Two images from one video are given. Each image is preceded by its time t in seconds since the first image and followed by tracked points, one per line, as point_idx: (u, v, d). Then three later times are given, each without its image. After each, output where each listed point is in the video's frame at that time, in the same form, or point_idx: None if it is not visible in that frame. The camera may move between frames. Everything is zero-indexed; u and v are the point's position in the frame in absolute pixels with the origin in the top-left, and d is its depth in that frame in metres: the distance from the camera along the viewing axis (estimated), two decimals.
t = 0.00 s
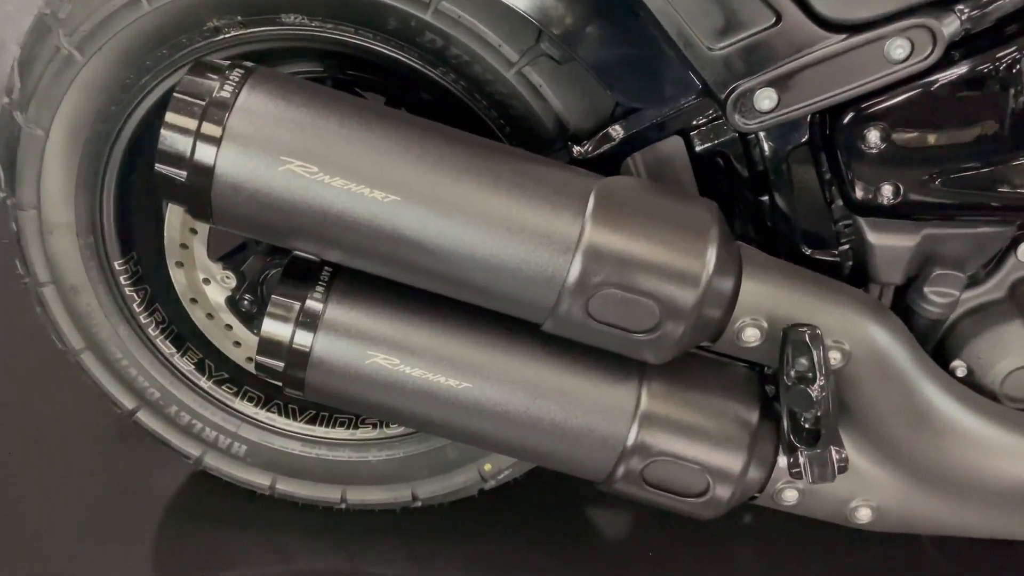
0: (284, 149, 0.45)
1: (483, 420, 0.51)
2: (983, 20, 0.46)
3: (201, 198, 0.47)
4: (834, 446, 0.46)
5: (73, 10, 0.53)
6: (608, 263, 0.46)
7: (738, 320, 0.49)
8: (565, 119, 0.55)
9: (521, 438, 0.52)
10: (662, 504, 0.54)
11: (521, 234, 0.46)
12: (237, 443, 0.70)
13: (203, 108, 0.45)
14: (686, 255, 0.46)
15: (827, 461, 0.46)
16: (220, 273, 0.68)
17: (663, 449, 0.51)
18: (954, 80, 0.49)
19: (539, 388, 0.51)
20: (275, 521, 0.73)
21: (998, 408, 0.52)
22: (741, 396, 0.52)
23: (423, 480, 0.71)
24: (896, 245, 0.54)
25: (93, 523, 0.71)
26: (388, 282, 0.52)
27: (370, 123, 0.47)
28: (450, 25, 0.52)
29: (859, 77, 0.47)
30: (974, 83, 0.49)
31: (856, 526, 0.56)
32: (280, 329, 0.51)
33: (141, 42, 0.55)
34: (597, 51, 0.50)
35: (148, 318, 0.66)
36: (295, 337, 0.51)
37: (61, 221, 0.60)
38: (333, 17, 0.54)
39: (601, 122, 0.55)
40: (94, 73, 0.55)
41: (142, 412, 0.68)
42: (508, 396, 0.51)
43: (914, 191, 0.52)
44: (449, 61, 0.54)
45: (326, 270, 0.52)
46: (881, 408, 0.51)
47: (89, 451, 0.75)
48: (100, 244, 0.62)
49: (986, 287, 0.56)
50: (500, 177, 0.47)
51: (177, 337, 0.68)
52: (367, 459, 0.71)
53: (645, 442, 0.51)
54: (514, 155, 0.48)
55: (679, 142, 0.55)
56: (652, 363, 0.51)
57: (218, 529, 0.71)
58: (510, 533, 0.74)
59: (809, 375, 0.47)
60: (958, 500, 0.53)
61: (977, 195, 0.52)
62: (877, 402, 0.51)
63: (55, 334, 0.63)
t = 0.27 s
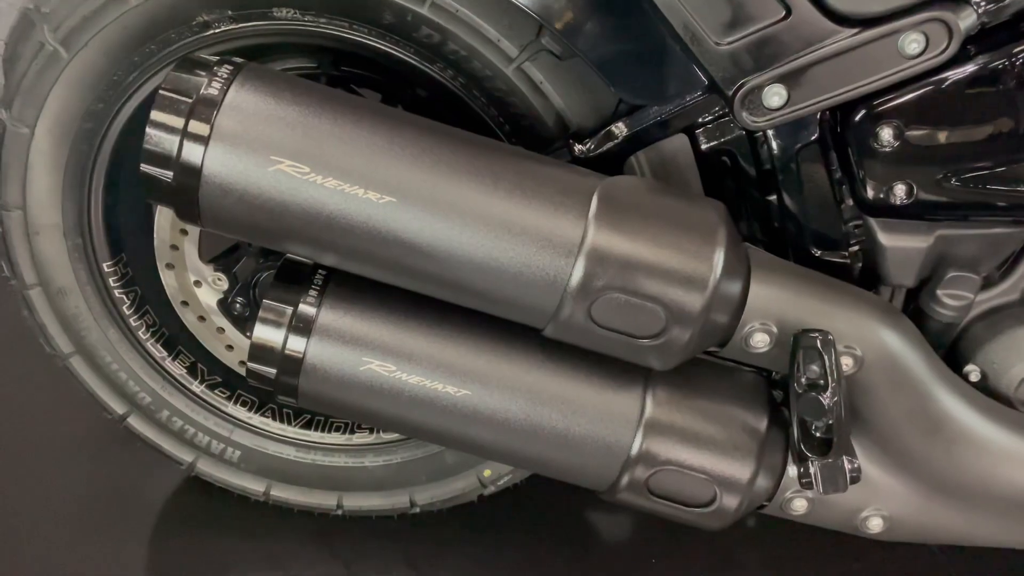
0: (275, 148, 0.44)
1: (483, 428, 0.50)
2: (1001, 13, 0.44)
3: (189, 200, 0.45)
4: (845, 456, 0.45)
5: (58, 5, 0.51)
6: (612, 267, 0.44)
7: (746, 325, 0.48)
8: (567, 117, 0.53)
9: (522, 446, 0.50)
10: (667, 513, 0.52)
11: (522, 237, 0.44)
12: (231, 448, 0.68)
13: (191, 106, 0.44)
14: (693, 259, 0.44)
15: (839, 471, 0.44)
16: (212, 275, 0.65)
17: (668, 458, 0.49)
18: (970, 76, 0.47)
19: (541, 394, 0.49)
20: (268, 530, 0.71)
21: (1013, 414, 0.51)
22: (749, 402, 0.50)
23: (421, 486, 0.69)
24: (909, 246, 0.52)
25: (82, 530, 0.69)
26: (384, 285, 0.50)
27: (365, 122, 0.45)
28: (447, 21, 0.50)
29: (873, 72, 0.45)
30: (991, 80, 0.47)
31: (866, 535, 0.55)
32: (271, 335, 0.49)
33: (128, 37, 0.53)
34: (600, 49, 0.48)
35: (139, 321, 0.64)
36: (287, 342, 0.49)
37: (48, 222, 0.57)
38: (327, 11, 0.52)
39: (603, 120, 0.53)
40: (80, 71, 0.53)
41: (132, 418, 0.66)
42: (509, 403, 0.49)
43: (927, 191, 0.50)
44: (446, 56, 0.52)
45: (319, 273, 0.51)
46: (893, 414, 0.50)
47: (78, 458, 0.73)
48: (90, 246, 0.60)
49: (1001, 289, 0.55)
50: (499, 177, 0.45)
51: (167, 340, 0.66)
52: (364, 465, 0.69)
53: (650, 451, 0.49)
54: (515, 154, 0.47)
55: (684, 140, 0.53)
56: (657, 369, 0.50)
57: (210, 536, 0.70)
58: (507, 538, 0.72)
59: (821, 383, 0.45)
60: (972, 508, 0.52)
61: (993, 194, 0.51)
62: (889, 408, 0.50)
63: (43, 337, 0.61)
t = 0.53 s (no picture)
0: (269, 148, 0.42)
1: (483, 433, 0.49)
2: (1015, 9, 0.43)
3: (182, 201, 0.44)
4: (854, 461, 0.44)
5: None
6: (615, 269, 0.43)
7: (752, 329, 0.47)
8: (567, 115, 0.52)
9: (523, 452, 0.49)
10: (671, 519, 0.51)
11: (523, 238, 0.43)
12: (227, 451, 0.67)
13: (183, 105, 0.43)
14: (698, 261, 0.43)
15: (847, 477, 0.43)
16: (208, 276, 0.63)
17: (672, 463, 0.48)
18: (981, 73, 0.46)
19: (542, 399, 0.48)
20: (265, 534, 0.69)
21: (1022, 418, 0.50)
22: (754, 407, 0.49)
23: (421, 489, 0.68)
24: (917, 247, 0.51)
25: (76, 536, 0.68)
26: (382, 288, 0.49)
27: (362, 122, 0.44)
28: (445, 16, 0.49)
29: (883, 69, 0.44)
30: (1003, 77, 0.46)
31: (873, 541, 0.54)
32: (267, 339, 0.48)
33: (120, 34, 0.52)
34: (603, 44, 0.47)
35: (134, 323, 0.63)
36: (283, 346, 0.48)
37: (40, 222, 0.56)
38: (322, 7, 0.51)
39: (605, 118, 0.52)
40: (71, 68, 0.52)
41: (127, 421, 0.64)
42: (510, 408, 0.48)
43: (936, 191, 0.49)
44: (444, 53, 0.51)
45: (316, 276, 0.50)
46: (902, 420, 0.49)
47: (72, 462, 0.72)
48: (83, 247, 0.59)
49: (1011, 291, 0.54)
50: (499, 177, 0.44)
51: (162, 342, 0.65)
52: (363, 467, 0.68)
53: (654, 457, 0.48)
54: (516, 154, 0.46)
55: (688, 139, 0.52)
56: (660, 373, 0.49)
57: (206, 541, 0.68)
58: (508, 540, 0.71)
59: (829, 389, 0.44)
60: (981, 513, 0.51)
61: (1003, 194, 0.50)
62: (898, 413, 0.49)
63: (36, 340, 0.59)
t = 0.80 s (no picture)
0: (269, 146, 0.42)
1: (485, 433, 0.48)
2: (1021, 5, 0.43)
3: (181, 199, 0.43)
4: (860, 461, 0.43)
5: None
6: (618, 268, 0.43)
7: (757, 328, 0.46)
8: (569, 113, 0.52)
9: (525, 452, 0.49)
10: (674, 519, 0.51)
11: (525, 236, 0.43)
12: (227, 451, 0.67)
13: (182, 102, 0.42)
14: (702, 259, 0.43)
15: (855, 478, 0.43)
16: (208, 276, 0.63)
17: (675, 463, 0.48)
18: (986, 71, 0.45)
19: (544, 399, 0.48)
20: (265, 534, 0.69)
21: None
22: (758, 407, 0.49)
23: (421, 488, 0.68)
24: (922, 246, 0.51)
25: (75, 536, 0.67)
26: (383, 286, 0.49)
27: (363, 119, 0.44)
28: (446, 13, 0.48)
29: (888, 66, 0.44)
30: (1008, 74, 0.45)
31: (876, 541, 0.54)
32: (267, 338, 0.48)
33: (119, 32, 0.51)
34: (606, 41, 0.47)
35: (134, 322, 0.63)
36: (283, 346, 0.47)
37: (40, 220, 0.56)
38: (322, 3, 0.50)
39: (608, 116, 0.52)
40: (69, 65, 0.52)
41: (127, 420, 0.64)
42: (512, 408, 0.48)
43: (941, 189, 0.49)
44: (445, 51, 0.51)
45: (316, 274, 0.49)
46: (906, 419, 0.48)
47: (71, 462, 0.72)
48: (81, 245, 0.59)
49: (1016, 290, 0.53)
50: (501, 175, 0.44)
51: (162, 341, 0.65)
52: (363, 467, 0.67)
53: (657, 457, 0.48)
54: (518, 152, 0.45)
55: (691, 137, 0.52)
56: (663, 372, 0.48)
57: (205, 541, 0.68)
58: (509, 540, 0.71)
59: (833, 388, 0.44)
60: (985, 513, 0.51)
61: (1009, 192, 0.49)
62: (903, 412, 0.48)
63: (35, 339, 0.59)
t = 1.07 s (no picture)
0: (267, 143, 0.42)
1: (483, 431, 0.48)
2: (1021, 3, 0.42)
3: (179, 197, 0.43)
4: (859, 460, 0.43)
5: None
6: (617, 266, 0.43)
7: (756, 326, 0.46)
8: (568, 110, 0.52)
9: (524, 451, 0.49)
10: (673, 518, 0.51)
11: (524, 234, 0.43)
12: (226, 450, 0.67)
13: (179, 99, 0.42)
14: (701, 258, 0.43)
15: (853, 475, 0.43)
16: (206, 274, 0.63)
17: (675, 462, 0.47)
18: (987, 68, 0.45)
19: (543, 398, 0.48)
20: (264, 533, 0.69)
21: None
22: (757, 405, 0.49)
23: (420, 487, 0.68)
24: (922, 244, 0.51)
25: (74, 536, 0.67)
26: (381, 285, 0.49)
27: (360, 116, 0.43)
28: (444, 11, 0.48)
29: (888, 63, 0.43)
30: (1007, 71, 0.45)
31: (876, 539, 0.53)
32: (266, 336, 0.48)
33: (116, 29, 0.51)
34: (604, 38, 0.46)
35: (132, 321, 0.63)
36: (281, 344, 0.47)
37: (37, 219, 0.55)
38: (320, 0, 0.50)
39: (607, 114, 0.52)
40: (66, 63, 0.51)
41: (125, 419, 0.64)
42: (510, 407, 0.47)
43: (942, 187, 0.49)
44: (443, 48, 0.51)
45: (314, 273, 0.49)
46: (906, 418, 0.48)
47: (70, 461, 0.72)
48: (79, 244, 0.58)
49: (1017, 288, 0.53)
50: (500, 173, 0.43)
51: (161, 340, 0.64)
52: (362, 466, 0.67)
53: (657, 456, 0.48)
54: (516, 150, 0.45)
55: (691, 135, 0.51)
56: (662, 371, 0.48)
57: (204, 540, 0.68)
58: (509, 539, 0.71)
59: (833, 387, 0.44)
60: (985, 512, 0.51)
61: (1010, 190, 0.49)
62: (903, 411, 0.48)
63: (32, 338, 0.59)
